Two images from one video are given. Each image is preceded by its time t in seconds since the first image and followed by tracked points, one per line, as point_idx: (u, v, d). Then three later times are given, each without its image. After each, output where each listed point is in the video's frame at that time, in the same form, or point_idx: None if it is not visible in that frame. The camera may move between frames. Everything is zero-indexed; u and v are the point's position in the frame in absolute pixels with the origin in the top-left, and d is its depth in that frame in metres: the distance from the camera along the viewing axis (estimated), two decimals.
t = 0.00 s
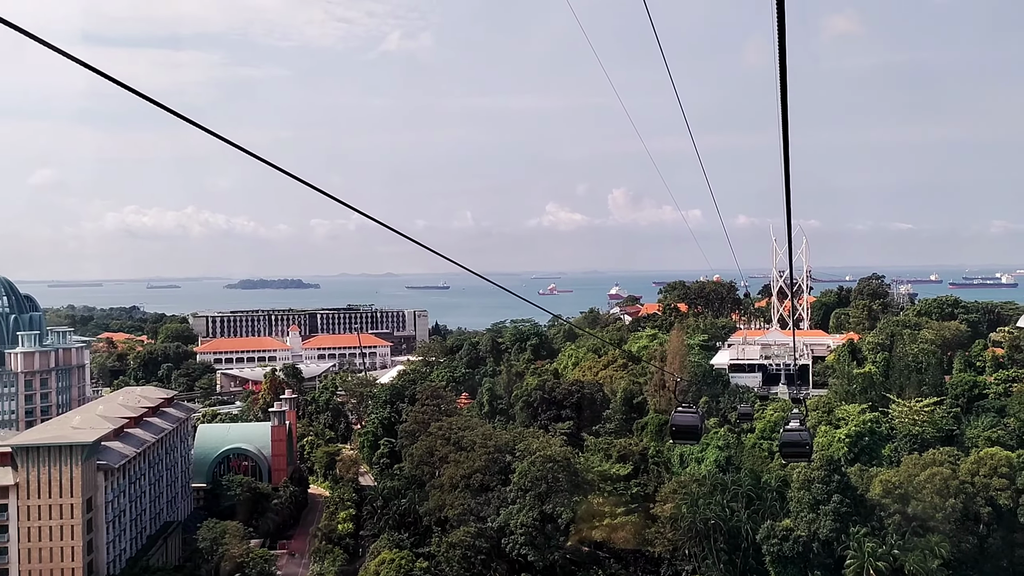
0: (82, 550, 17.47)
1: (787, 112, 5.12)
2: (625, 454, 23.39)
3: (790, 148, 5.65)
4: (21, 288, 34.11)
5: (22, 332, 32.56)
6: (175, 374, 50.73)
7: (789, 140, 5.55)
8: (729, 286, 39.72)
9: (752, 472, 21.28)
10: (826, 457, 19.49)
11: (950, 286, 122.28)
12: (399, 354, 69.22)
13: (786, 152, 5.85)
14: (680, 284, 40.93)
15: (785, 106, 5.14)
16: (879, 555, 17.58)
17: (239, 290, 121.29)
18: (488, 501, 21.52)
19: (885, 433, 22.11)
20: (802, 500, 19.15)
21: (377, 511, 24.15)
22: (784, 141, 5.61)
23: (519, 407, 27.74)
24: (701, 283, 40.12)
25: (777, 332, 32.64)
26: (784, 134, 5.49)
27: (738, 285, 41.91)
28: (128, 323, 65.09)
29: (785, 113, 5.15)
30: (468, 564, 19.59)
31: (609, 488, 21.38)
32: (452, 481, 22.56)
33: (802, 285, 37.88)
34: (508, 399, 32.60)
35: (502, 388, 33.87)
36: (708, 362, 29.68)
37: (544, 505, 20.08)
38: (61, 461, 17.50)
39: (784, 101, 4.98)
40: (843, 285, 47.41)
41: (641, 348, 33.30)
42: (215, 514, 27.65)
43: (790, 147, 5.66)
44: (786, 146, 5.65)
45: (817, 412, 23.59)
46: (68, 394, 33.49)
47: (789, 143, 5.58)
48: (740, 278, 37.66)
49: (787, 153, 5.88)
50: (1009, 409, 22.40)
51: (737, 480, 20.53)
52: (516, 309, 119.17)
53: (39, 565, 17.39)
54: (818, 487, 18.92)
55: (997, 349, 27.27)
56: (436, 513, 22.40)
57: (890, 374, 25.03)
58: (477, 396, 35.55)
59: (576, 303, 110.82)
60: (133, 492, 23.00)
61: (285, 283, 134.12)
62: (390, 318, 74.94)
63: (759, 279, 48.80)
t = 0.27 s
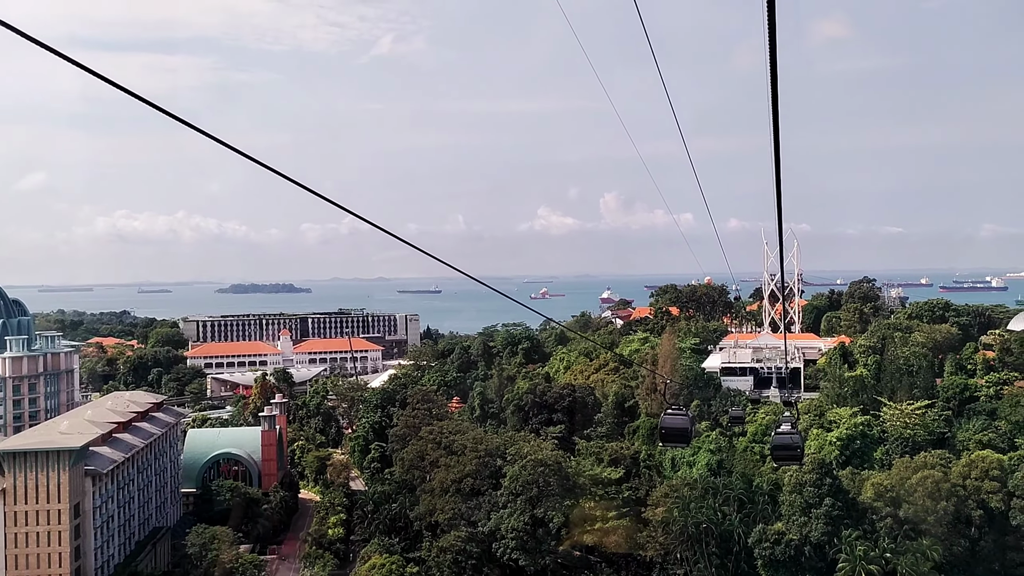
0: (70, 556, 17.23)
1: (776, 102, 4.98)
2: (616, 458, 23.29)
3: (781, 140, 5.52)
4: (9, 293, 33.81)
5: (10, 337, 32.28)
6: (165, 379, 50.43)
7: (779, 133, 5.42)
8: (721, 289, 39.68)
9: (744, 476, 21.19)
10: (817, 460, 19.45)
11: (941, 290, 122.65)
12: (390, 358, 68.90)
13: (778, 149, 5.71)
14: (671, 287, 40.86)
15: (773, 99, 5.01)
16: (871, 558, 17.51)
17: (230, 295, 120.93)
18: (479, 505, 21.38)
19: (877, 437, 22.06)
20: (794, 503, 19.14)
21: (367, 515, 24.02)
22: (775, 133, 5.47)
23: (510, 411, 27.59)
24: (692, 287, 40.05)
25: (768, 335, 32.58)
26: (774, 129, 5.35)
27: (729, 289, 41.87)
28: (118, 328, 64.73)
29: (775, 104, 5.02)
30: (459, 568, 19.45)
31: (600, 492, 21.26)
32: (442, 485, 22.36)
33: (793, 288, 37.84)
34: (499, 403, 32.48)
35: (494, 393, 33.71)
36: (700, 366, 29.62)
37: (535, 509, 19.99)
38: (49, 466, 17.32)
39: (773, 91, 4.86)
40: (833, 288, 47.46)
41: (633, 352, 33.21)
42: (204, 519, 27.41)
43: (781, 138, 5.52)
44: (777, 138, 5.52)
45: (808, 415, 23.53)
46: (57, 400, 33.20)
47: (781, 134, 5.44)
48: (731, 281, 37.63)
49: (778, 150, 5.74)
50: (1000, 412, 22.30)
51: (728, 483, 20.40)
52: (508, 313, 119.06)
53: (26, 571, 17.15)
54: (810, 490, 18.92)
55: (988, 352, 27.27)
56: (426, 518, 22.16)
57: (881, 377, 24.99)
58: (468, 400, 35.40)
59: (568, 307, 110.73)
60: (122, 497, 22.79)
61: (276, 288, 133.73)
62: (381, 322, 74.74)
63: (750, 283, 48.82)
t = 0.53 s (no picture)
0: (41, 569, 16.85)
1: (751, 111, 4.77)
2: (594, 466, 23.17)
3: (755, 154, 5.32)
4: None
5: None
6: (139, 389, 49.77)
7: (752, 146, 5.22)
8: (698, 297, 39.73)
9: (722, 484, 21.15)
10: (795, 467, 19.43)
11: (915, 298, 123.87)
12: (368, 367, 68.44)
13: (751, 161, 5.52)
14: (649, 295, 40.88)
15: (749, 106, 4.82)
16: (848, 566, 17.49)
17: (206, 304, 119.86)
18: (457, 514, 21.27)
19: (853, 443, 22.05)
20: (771, 511, 19.14)
21: (344, 525, 23.77)
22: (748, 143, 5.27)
23: (488, 420, 27.36)
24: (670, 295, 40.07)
25: (746, 343, 32.61)
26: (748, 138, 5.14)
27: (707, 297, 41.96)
28: (91, 337, 63.88)
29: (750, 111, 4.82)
30: None
31: (579, 500, 21.15)
32: (419, 494, 22.09)
33: (770, 296, 37.96)
34: (477, 411, 32.29)
35: (471, 401, 33.51)
36: (677, 374, 29.61)
37: (513, 518, 19.86)
38: (17, 478, 16.96)
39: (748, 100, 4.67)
40: (810, 297, 47.70)
41: (610, 359, 33.15)
42: (177, 531, 26.92)
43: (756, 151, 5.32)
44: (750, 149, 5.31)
45: (786, 423, 23.52)
46: (28, 410, 32.64)
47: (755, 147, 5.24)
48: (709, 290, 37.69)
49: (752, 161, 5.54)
50: (975, 418, 22.24)
51: (706, 491, 20.28)
52: (486, 321, 118.83)
53: None
54: (787, 497, 18.88)
55: (962, 359, 27.45)
56: (402, 528, 21.82)
57: (857, 385, 25.09)
58: (446, 409, 35.16)
59: (546, 316, 110.70)
60: (94, 509, 22.38)
61: (253, 297, 132.74)
62: (358, 331, 74.30)
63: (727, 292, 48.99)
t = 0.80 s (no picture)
0: None
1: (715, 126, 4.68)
2: (575, 477, 23.05)
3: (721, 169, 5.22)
4: None
5: None
6: (116, 401, 49.18)
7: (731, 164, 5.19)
8: (680, 307, 39.75)
9: (704, 492, 21.06)
10: (775, 476, 19.39)
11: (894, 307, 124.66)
12: (349, 377, 67.81)
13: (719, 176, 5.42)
14: (631, 305, 40.85)
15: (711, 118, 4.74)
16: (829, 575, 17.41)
17: (185, 315, 118.89)
18: (438, 526, 21.16)
19: (833, 453, 22.11)
20: (752, 520, 18.93)
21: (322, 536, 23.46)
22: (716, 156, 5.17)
23: (468, 430, 27.13)
24: (651, 304, 40.05)
25: (727, 352, 32.59)
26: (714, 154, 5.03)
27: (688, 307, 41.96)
28: (68, 348, 63.13)
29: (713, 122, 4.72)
30: None
31: (560, 509, 21.02)
32: (400, 505, 21.87)
33: (751, 306, 38.03)
34: (458, 421, 32.09)
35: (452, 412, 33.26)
36: (659, 383, 29.56)
37: (494, 529, 19.83)
38: None
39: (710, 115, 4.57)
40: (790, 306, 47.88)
41: (592, 369, 33.05)
42: (154, 543, 26.53)
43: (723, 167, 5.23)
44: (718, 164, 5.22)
45: (767, 432, 23.49)
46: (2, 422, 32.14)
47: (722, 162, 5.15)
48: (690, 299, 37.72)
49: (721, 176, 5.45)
50: (954, 426, 22.10)
51: (687, 500, 20.24)
52: (468, 330, 118.56)
53: None
54: (768, 507, 18.77)
55: (942, 368, 27.57)
56: (382, 540, 21.45)
57: (838, 395, 25.09)
58: (427, 419, 34.92)
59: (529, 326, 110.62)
60: (69, 522, 22.02)
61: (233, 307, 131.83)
62: (339, 341, 73.88)
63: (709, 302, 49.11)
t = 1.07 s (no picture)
0: None
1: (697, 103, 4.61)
2: (551, 484, 22.91)
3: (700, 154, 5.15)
4: None
5: None
6: (89, 408, 48.50)
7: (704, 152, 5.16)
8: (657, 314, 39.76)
9: (679, 500, 20.95)
10: (751, 484, 19.33)
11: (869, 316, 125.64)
12: (325, 384, 67.24)
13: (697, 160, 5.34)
14: (608, 312, 40.81)
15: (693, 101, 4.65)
16: None
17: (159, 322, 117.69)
18: (411, 534, 20.86)
19: (809, 460, 22.12)
20: (728, 527, 18.81)
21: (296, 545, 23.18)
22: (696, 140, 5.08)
23: (444, 438, 26.88)
24: (628, 311, 40.03)
25: (703, 359, 32.59)
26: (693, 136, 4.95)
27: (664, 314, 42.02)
28: (39, 355, 62.23)
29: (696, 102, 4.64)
30: None
31: (535, 517, 20.93)
32: (374, 513, 21.59)
33: (728, 313, 38.12)
34: (434, 429, 31.85)
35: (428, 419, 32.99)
36: (636, 391, 29.50)
37: (469, 537, 19.56)
38: None
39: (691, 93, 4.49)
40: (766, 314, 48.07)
41: (569, 376, 32.97)
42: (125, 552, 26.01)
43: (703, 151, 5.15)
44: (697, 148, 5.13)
45: (743, 439, 23.48)
46: None
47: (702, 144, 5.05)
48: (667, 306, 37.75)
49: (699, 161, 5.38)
50: (929, 433, 22.09)
51: (662, 508, 20.09)
52: (445, 337, 118.21)
53: None
54: (744, 514, 18.68)
55: (916, 375, 27.71)
56: (356, 548, 21.19)
57: (813, 402, 25.12)
58: (403, 426, 34.63)
59: (506, 333, 110.51)
60: (39, 530, 21.55)
61: (208, 313, 130.67)
62: (315, 348, 73.35)
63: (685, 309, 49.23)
